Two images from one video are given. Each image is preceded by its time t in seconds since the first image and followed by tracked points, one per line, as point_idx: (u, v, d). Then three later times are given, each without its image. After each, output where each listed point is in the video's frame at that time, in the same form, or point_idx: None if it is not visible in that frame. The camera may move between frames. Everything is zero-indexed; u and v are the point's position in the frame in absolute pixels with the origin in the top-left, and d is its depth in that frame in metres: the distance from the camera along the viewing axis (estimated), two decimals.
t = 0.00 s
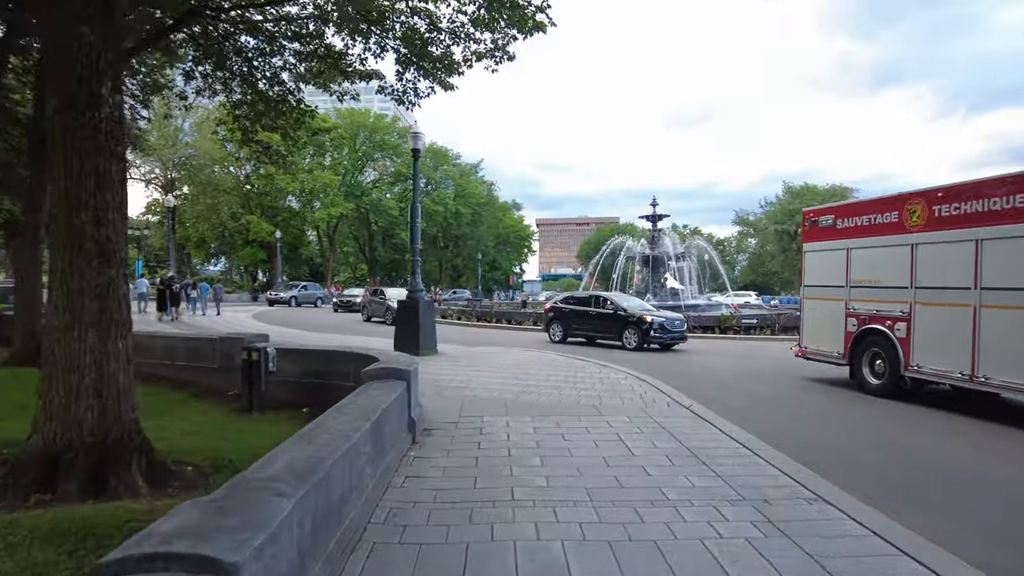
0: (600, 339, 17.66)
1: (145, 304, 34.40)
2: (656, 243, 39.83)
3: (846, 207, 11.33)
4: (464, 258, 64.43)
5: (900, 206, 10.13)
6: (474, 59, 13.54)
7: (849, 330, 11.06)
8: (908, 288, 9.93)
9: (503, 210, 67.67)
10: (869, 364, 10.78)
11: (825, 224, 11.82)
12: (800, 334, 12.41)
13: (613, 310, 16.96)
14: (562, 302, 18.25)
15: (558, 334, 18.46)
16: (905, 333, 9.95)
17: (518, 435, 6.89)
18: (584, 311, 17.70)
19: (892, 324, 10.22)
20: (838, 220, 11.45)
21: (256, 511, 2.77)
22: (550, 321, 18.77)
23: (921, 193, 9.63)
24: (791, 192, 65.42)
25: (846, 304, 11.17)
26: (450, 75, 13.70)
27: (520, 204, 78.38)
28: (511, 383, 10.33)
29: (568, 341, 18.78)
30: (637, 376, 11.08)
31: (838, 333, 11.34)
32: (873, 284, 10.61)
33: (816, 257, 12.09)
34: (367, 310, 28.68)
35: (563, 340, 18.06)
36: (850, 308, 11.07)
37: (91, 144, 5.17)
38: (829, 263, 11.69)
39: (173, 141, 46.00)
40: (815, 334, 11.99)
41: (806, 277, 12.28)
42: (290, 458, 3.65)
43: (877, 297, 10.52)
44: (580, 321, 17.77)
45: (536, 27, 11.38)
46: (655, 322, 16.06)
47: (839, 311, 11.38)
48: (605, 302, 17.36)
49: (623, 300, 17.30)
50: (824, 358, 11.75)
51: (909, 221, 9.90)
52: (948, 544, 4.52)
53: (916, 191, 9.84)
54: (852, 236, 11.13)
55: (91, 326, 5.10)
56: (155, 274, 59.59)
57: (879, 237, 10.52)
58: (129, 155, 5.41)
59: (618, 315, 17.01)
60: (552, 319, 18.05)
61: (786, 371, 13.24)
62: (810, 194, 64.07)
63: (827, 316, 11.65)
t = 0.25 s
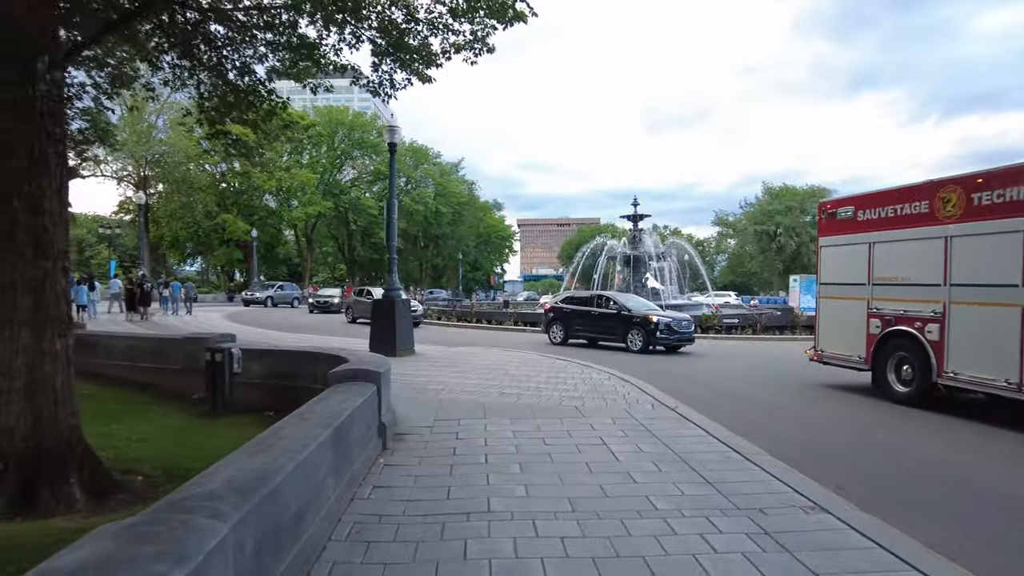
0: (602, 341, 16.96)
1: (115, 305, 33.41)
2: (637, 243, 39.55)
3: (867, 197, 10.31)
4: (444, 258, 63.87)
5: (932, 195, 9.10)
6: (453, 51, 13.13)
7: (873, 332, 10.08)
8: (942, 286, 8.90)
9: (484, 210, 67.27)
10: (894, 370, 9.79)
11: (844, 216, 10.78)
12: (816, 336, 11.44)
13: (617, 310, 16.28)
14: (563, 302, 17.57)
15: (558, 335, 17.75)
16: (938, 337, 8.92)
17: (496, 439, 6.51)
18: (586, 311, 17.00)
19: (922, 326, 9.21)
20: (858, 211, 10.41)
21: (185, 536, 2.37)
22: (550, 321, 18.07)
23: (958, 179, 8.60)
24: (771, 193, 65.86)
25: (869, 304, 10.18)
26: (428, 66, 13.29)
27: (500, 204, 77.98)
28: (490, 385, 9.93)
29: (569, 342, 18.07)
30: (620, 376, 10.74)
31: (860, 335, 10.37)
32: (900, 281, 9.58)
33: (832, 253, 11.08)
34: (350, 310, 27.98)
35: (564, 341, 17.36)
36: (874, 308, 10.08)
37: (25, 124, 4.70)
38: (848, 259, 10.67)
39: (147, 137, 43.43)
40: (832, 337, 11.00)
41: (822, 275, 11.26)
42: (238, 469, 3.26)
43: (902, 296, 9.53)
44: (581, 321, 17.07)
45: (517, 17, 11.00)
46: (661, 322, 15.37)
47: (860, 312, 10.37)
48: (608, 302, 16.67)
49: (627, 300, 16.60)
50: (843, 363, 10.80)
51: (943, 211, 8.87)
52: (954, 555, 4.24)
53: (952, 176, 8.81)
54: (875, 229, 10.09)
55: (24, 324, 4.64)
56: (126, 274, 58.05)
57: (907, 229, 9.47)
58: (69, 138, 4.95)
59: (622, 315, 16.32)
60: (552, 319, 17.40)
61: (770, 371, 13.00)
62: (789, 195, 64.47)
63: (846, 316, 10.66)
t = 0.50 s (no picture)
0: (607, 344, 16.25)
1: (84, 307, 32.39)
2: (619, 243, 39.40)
3: (900, 187, 9.46)
4: (425, 258, 63.26)
5: (978, 183, 8.23)
6: (431, 44, 12.67)
7: (906, 338, 9.23)
8: (992, 287, 8.01)
9: (465, 209, 66.75)
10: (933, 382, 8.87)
11: (873, 209, 9.93)
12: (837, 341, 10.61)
13: (624, 312, 15.59)
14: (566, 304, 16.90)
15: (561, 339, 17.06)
16: (986, 344, 8.03)
17: (475, 452, 6.09)
18: (590, 313, 16.34)
19: (966, 331, 8.31)
20: (890, 203, 9.56)
21: None
22: (552, 324, 17.41)
23: (1008, 164, 7.73)
24: (751, 193, 66.12)
25: (902, 307, 9.33)
26: (405, 59, 12.83)
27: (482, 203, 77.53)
28: (468, 389, 9.51)
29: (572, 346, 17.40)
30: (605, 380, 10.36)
31: (891, 341, 9.51)
32: (941, 281, 8.71)
33: (859, 251, 10.25)
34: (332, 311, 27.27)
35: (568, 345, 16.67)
36: (908, 311, 9.23)
37: None
38: (879, 257, 9.81)
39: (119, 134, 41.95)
40: (860, 343, 10.13)
41: (847, 274, 10.41)
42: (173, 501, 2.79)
43: (944, 298, 8.67)
44: (585, 324, 16.41)
45: (497, 8, 10.56)
46: (671, 325, 14.69)
47: (893, 315, 9.50)
48: (614, 303, 16.02)
49: (634, 301, 15.94)
50: (870, 372, 9.94)
51: (992, 201, 8.00)
52: None
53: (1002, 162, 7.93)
54: (910, 223, 9.22)
55: None
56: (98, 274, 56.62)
57: (949, 221, 8.60)
58: None
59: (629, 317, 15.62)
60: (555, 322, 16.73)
61: (756, 373, 12.74)
62: (769, 195, 64.75)
63: (876, 320, 9.80)
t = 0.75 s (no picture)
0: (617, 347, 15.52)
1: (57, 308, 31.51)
2: (604, 242, 39.18)
3: (948, 175, 8.56)
4: (409, 257, 62.68)
5: None
6: (413, 35, 12.23)
7: (958, 345, 8.33)
8: None
9: (450, 208, 66.25)
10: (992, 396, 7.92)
11: (916, 200, 9.03)
12: (875, 348, 9.76)
13: (635, 314, 14.84)
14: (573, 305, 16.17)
15: (569, 342, 16.36)
16: None
17: (458, 464, 5.68)
18: (600, 315, 15.61)
19: None
20: (938, 193, 8.65)
21: None
22: (559, 327, 16.69)
23: None
24: (735, 192, 66.30)
25: (954, 310, 8.43)
26: (386, 51, 12.40)
27: (467, 202, 77.07)
28: (452, 394, 9.09)
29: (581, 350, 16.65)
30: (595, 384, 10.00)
31: (940, 349, 8.63)
32: (1001, 279, 7.82)
33: (900, 248, 9.33)
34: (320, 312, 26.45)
35: (576, 349, 15.96)
36: (961, 315, 8.33)
37: None
38: (922, 255, 8.92)
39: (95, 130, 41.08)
40: (901, 349, 9.24)
41: (886, 272, 9.53)
42: (104, 547, 2.38)
43: (1003, 300, 7.80)
44: (594, 327, 15.68)
45: None
46: (686, 327, 13.92)
47: (942, 318, 8.60)
48: (625, 305, 15.28)
49: (646, 303, 15.18)
50: (912, 383, 9.07)
51: None
52: None
53: None
54: (961, 214, 8.34)
55: None
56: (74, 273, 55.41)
57: (1009, 213, 7.70)
58: None
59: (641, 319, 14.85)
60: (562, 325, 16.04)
61: (747, 376, 12.48)
62: (754, 195, 64.87)
63: (921, 324, 8.90)
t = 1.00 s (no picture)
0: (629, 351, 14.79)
1: (27, 308, 30.50)
2: (589, 242, 38.97)
3: (1013, 163, 7.73)
4: (391, 257, 62.05)
5: None
6: (395, 26, 11.83)
7: None
8: None
9: (433, 207, 65.68)
10: None
11: (975, 191, 8.21)
12: (922, 357, 8.95)
13: (648, 317, 14.10)
14: (583, 306, 15.45)
15: (579, 345, 15.65)
16: None
17: (442, 477, 5.30)
18: (610, 317, 14.87)
19: None
20: (1002, 183, 7.83)
21: None
22: (566, 329, 15.94)
23: None
24: (718, 193, 66.48)
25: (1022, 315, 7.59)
26: (368, 42, 11.99)
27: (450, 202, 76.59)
28: (434, 400, 8.68)
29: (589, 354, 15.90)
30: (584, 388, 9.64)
31: (1004, 360, 7.80)
32: None
33: (953, 249, 8.52)
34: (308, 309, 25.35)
35: (586, 352, 15.28)
36: None
37: None
38: (984, 255, 8.06)
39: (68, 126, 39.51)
40: (957, 358, 8.44)
41: (938, 272, 8.71)
42: None
43: None
44: (604, 329, 14.93)
45: None
46: (702, 331, 13.18)
47: (1007, 324, 7.78)
48: (637, 306, 14.54)
49: (660, 304, 14.44)
50: (969, 396, 8.26)
51: None
52: None
53: None
54: None
55: None
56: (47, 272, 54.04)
57: None
58: None
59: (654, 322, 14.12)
60: (571, 327, 15.34)
61: (738, 381, 12.21)
62: (737, 196, 65.14)
63: (981, 331, 8.10)
